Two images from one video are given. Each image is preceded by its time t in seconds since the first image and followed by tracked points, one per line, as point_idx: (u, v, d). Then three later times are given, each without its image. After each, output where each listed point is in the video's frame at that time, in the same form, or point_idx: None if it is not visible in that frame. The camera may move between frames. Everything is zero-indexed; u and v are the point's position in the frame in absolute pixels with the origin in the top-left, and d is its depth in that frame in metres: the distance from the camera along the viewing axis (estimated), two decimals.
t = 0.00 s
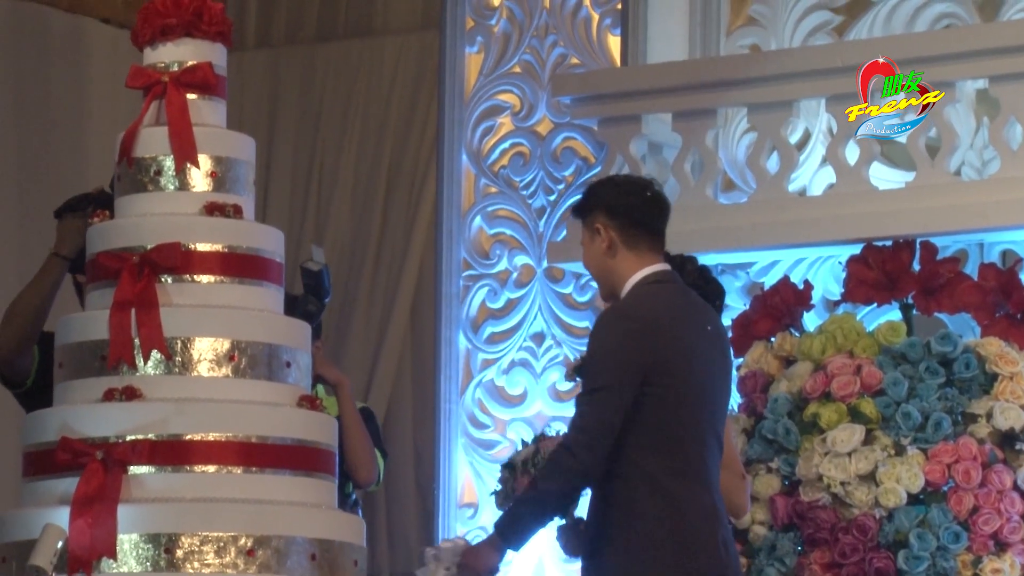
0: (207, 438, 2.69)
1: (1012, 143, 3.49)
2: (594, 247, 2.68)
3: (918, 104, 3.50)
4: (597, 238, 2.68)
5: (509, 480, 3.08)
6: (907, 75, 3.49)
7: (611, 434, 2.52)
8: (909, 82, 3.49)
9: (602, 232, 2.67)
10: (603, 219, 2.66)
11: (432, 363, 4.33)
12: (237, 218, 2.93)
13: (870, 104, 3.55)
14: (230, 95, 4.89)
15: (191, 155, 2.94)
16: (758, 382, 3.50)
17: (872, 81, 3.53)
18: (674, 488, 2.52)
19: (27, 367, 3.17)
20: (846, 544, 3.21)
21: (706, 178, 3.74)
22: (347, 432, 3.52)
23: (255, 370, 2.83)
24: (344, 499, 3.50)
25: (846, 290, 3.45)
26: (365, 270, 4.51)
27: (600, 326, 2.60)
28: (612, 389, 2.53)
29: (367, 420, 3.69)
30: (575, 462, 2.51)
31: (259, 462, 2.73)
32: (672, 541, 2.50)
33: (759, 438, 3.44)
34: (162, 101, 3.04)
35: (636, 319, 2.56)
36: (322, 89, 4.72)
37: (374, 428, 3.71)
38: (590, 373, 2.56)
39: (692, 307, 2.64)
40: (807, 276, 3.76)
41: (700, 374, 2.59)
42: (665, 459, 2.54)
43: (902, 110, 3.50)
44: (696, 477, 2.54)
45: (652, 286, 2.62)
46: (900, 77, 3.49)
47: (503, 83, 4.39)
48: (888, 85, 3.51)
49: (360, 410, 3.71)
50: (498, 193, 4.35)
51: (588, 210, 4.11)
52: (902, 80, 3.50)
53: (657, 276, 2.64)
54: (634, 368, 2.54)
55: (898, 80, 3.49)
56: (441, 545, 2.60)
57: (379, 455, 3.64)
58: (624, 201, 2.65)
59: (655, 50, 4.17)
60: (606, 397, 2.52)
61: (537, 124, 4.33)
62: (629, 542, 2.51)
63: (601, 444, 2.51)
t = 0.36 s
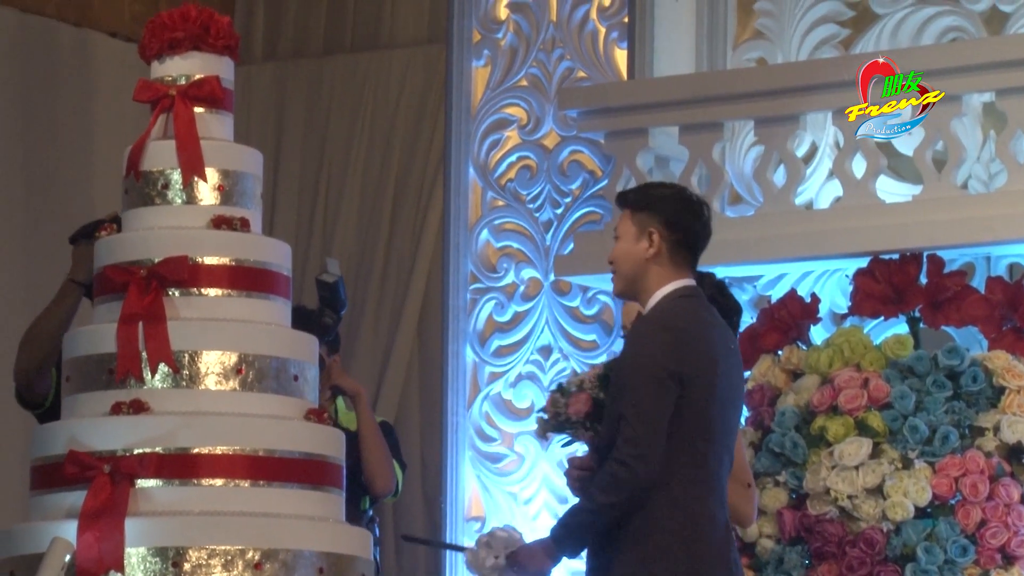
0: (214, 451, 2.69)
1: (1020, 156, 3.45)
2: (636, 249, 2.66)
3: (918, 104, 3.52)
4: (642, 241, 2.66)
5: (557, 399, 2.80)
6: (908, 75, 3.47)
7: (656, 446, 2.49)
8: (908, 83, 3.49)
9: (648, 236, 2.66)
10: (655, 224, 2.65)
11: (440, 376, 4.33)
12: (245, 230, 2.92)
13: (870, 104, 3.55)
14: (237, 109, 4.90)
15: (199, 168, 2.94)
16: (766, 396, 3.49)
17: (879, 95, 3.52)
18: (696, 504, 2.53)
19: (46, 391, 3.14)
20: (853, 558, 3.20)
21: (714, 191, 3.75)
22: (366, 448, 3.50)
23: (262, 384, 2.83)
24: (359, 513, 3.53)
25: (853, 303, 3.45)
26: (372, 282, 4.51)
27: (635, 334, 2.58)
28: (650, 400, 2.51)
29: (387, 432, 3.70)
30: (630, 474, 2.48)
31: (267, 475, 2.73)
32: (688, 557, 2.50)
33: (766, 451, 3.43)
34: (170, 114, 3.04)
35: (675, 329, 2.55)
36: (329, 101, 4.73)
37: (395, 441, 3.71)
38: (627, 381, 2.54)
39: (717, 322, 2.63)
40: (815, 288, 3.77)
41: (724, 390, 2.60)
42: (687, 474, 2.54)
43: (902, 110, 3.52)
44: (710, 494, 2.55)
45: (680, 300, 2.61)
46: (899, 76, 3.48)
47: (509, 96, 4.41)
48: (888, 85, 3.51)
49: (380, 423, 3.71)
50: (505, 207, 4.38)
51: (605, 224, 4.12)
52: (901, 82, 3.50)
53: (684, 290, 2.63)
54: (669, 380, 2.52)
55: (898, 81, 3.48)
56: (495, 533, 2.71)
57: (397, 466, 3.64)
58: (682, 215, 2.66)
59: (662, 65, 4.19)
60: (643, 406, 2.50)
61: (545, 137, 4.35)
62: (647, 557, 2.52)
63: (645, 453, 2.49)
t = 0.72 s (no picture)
0: (222, 469, 2.68)
1: None
2: (661, 269, 2.64)
3: (919, 104, 3.50)
4: (666, 260, 2.65)
5: (580, 425, 2.82)
6: (907, 75, 3.50)
7: (688, 457, 2.48)
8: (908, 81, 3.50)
9: (673, 256, 2.64)
10: (679, 243, 2.64)
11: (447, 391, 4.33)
12: (252, 248, 2.92)
13: (870, 104, 3.55)
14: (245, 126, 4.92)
15: (206, 187, 2.93)
16: (774, 413, 3.44)
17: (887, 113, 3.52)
18: (724, 518, 2.51)
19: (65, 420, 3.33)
20: None
21: (723, 208, 3.73)
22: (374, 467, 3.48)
23: (270, 402, 2.82)
24: (366, 530, 3.51)
25: (861, 321, 3.43)
26: (380, 298, 4.51)
27: (668, 347, 2.57)
28: (683, 411, 2.50)
29: (395, 448, 3.66)
30: (661, 481, 2.47)
31: (275, 493, 2.73)
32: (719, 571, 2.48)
33: (774, 469, 3.37)
34: (177, 133, 3.02)
35: (709, 343, 2.55)
36: (338, 118, 4.75)
37: (403, 457, 3.68)
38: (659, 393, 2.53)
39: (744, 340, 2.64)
40: (823, 306, 3.79)
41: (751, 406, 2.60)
42: (716, 487, 2.53)
43: (902, 109, 3.51)
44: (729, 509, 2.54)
45: (712, 317, 2.59)
46: (900, 76, 3.52)
47: (518, 113, 4.44)
48: (888, 85, 3.53)
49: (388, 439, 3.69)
50: (513, 225, 4.40)
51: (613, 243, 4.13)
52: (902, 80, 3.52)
53: (711, 309, 2.61)
54: (704, 393, 2.51)
55: (898, 80, 3.52)
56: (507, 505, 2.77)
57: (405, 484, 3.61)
58: (705, 233, 2.64)
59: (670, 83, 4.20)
60: (675, 418, 2.49)
61: (552, 155, 4.37)
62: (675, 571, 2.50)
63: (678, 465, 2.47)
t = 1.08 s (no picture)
0: (226, 479, 2.68)
1: None
2: (661, 284, 2.66)
3: (919, 104, 3.49)
4: (666, 274, 2.66)
5: (586, 438, 2.85)
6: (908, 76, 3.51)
7: (686, 462, 2.49)
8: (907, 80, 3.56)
9: (671, 269, 2.66)
10: (674, 255, 2.65)
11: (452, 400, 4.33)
12: (258, 258, 2.90)
13: (870, 103, 3.55)
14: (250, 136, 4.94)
15: (211, 197, 2.93)
16: (778, 424, 3.43)
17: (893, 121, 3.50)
18: (725, 523, 2.51)
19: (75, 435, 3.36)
20: None
21: (727, 218, 3.76)
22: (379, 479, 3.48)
23: (275, 412, 2.82)
24: (371, 539, 3.49)
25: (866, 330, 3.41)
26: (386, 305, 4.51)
27: (671, 352, 2.57)
28: (684, 417, 2.50)
29: (399, 457, 3.66)
30: (658, 484, 2.48)
31: (279, 502, 2.73)
32: None
33: (779, 478, 3.35)
34: (182, 143, 3.03)
35: (714, 349, 2.55)
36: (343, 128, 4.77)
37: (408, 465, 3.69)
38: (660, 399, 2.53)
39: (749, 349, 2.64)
40: (827, 316, 3.80)
41: (754, 412, 2.60)
42: (717, 493, 2.53)
43: (902, 109, 3.51)
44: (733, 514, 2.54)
45: (717, 325, 2.59)
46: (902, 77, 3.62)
47: (522, 124, 4.45)
48: (889, 85, 3.62)
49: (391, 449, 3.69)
50: (518, 235, 4.41)
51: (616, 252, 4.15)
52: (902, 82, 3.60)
53: (719, 317, 2.61)
54: (705, 399, 2.51)
55: (899, 81, 3.63)
56: (512, 494, 2.82)
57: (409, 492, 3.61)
58: (699, 240, 2.65)
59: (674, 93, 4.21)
60: (676, 423, 2.50)
61: (556, 165, 4.38)
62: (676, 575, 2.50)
63: (675, 471, 2.48)
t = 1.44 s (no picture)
0: (226, 486, 2.67)
1: None
2: (640, 296, 2.68)
3: (918, 104, 3.49)
4: (642, 286, 2.67)
5: (572, 445, 2.87)
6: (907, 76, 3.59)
7: (651, 477, 2.50)
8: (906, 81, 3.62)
9: (647, 280, 2.66)
10: (646, 267, 2.65)
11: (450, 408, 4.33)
12: (257, 265, 2.90)
13: (870, 103, 3.53)
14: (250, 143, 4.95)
15: (211, 204, 2.92)
16: (777, 430, 3.41)
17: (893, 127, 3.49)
18: (699, 537, 2.52)
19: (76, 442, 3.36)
20: None
21: (726, 226, 3.76)
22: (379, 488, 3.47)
23: (274, 418, 2.82)
24: (372, 546, 3.51)
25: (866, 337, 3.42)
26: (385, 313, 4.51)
27: (649, 365, 2.59)
28: (653, 431, 2.52)
29: (401, 467, 3.68)
30: (620, 498, 2.50)
31: (279, 510, 2.72)
32: None
33: (778, 485, 3.34)
34: (181, 149, 3.02)
35: (691, 363, 2.55)
36: (343, 137, 4.78)
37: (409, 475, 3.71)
38: (634, 412, 2.55)
39: (736, 360, 2.63)
40: (827, 322, 3.82)
41: (736, 425, 2.59)
42: (690, 507, 2.54)
43: (902, 109, 3.51)
44: (715, 526, 2.54)
45: (699, 335, 2.59)
46: (899, 76, 3.75)
47: (523, 130, 4.45)
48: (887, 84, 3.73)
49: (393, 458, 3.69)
50: (518, 241, 4.40)
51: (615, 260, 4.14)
52: (902, 84, 3.63)
53: (705, 324, 2.62)
54: (676, 415, 2.52)
55: (898, 80, 3.75)
56: (490, 471, 2.84)
57: (413, 501, 3.62)
58: (668, 250, 2.63)
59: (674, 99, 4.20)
60: (644, 437, 2.52)
61: (556, 172, 4.39)
62: None
63: (642, 485, 2.50)
